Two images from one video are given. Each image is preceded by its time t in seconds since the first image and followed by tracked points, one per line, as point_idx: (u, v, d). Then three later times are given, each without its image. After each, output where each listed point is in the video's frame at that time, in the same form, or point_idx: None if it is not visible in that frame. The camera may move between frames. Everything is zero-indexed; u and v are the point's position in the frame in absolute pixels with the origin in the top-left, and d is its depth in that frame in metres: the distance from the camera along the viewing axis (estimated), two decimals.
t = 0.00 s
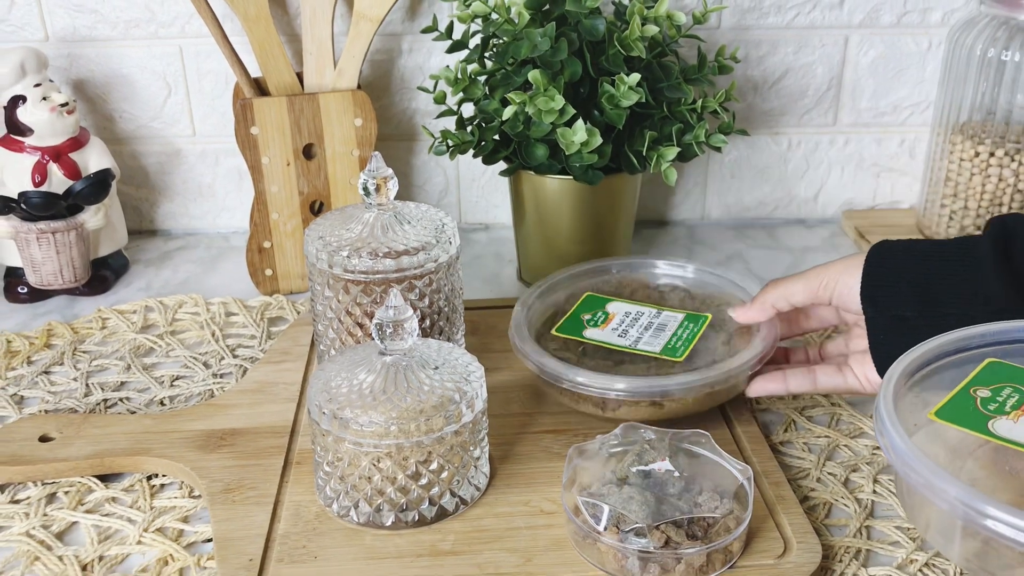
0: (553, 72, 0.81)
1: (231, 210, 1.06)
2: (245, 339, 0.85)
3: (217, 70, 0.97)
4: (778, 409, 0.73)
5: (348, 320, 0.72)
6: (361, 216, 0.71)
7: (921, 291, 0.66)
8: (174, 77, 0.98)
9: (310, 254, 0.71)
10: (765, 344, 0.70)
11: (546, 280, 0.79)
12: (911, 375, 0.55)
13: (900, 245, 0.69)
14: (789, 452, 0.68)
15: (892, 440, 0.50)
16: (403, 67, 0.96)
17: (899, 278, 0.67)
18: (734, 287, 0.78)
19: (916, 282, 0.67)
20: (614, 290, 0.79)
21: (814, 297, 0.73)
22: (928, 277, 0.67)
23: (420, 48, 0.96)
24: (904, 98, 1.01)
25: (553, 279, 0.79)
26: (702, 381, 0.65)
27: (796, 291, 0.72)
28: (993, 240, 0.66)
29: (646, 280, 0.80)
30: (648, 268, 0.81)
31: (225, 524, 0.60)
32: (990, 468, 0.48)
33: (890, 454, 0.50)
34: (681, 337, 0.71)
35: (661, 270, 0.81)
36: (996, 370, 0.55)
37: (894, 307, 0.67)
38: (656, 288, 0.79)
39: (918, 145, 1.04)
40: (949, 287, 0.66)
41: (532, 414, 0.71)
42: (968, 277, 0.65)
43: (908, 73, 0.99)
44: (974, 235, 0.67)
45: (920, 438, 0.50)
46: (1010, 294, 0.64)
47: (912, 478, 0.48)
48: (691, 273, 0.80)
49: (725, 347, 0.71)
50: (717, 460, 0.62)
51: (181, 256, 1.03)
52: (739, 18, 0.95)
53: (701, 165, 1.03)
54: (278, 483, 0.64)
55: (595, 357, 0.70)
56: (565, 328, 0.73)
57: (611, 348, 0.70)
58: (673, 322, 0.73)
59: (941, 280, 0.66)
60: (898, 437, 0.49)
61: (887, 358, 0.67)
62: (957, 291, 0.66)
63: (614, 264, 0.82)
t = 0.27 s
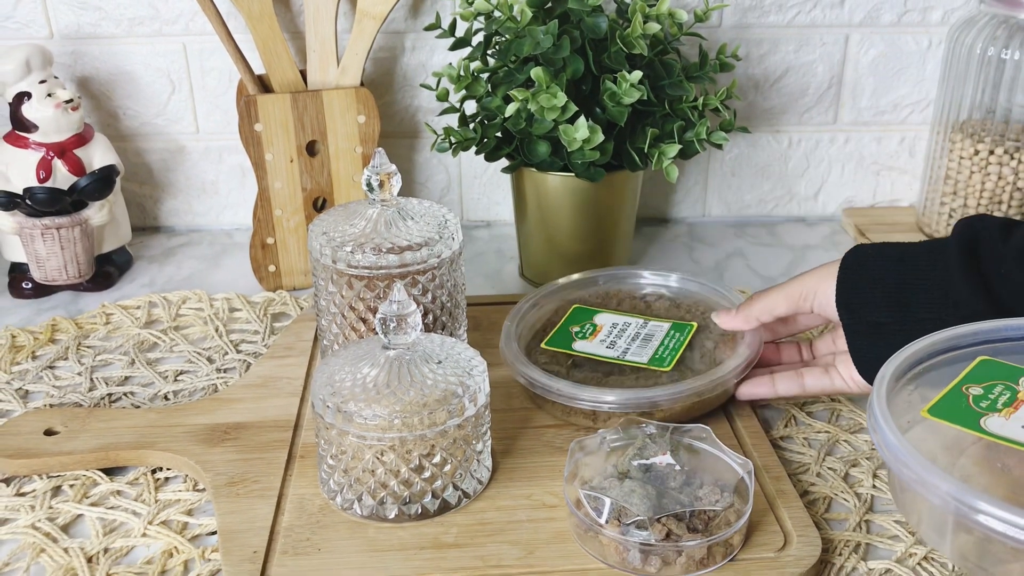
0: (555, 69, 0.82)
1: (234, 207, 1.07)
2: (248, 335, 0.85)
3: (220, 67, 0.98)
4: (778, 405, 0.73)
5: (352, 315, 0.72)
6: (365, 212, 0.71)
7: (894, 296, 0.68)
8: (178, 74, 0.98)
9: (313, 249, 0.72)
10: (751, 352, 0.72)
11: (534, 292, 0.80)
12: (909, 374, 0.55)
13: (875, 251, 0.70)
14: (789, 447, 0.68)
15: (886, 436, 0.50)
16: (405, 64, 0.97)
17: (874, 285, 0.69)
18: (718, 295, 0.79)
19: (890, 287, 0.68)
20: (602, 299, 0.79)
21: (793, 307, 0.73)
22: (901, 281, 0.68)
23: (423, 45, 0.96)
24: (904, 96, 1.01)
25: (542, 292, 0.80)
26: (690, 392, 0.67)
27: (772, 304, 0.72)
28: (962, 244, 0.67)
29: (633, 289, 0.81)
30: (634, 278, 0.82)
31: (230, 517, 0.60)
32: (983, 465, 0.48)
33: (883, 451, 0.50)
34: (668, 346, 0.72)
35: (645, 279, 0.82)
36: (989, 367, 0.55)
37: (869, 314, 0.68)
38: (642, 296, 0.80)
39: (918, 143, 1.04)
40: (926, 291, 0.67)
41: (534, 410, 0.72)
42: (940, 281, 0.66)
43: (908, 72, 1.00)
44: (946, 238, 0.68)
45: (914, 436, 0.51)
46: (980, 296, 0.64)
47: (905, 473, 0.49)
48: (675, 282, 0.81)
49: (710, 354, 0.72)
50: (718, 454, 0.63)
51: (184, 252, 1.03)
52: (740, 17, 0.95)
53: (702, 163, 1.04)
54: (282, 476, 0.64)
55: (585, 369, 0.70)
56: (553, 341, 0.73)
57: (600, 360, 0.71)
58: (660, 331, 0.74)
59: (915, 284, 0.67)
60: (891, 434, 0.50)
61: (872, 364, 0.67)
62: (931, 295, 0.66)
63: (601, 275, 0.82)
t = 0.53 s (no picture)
0: (555, 70, 0.82)
1: (235, 207, 1.07)
2: (250, 334, 0.85)
3: (222, 68, 0.99)
4: (777, 404, 0.74)
5: (353, 314, 0.73)
6: (366, 211, 0.72)
7: (882, 296, 0.68)
8: (180, 75, 0.99)
9: (315, 249, 0.72)
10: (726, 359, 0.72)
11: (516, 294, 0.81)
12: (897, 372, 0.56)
13: (864, 249, 0.70)
14: (788, 445, 0.69)
15: (875, 434, 0.51)
16: (406, 65, 0.97)
17: (865, 286, 0.69)
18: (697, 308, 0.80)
19: (878, 287, 0.69)
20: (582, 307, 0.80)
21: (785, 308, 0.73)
22: (891, 279, 0.68)
23: (424, 46, 0.97)
24: (903, 97, 1.02)
25: (523, 295, 0.81)
26: (665, 397, 0.67)
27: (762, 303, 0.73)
28: (949, 241, 0.67)
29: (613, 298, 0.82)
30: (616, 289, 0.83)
31: (233, 514, 0.61)
32: (971, 460, 0.48)
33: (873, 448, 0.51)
34: (646, 353, 0.73)
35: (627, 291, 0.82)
36: (976, 365, 0.56)
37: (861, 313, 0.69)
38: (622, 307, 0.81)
39: (917, 144, 1.05)
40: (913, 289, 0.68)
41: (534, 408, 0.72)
42: (928, 279, 0.67)
43: (907, 72, 1.00)
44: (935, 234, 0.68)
45: (903, 431, 0.51)
46: (971, 296, 0.65)
47: (895, 469, 0.49)
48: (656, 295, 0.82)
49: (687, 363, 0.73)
50: (716, 452, 0.63)
51: (186, 252, 1.04)
52: (740, 18, 0.96)
53: (701, 163, 1.04)
54: (284, 474, 0.65)
55: (563, 371, 0.71)
56: (532, 342, 0.74)
57: (579, 363, 0.71)
58: (637, 339, 0.74)
59: (903, 282, 0.68)
60: (880, 432, 0.51)
61: (866, 363, 0.69)
62: (921, 295, 0.67)
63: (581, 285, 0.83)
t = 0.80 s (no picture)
0: (556, 74, 0.83)
1: (238, 210, 1.08)
2: (252, 336, 0.86)
3: (225, 71, 0.99)
4: (776, 405, 0.74)
5: (356, 316, 0.73)
6: (369, 214, 0.73)
7: None
8: (183, 78, 0.99)
9: (318, 251, 0.73)
10: (725, 361, 0.72)
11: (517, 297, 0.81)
12: (875, 369, 0.56)
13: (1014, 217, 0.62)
14: (787, 446, 0.69)
15: (857, 427, 0.52)
16: (408, 69, 0.98)
17: (1007, 252, 0.62)
18: (695, 310, 0.80)
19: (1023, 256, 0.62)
20: (582, 310, 0.81)
21: (927, 261, 0.66)
22: None
23: (425, 50, 0.97)
24: (901, 101, 1.02)
25: (524, 297, 0.81)
26: (665, 399, 0.68)
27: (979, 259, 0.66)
28: None
29: (613, 301, 0.82)
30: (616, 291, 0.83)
31: (236, 514, 0.61)
32: (952, 451, 0.49)
33: (854, 441, 0.52)
34: (646, 355, 0.73)
35: (626, 293, 0.83)
36: (954, 366, 0.56)
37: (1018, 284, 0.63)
38: (622, 310, 0.81)
39: (915, 147, 1.05)
40: None
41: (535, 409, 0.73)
42: None
43: (905, 76, 1.01)
44: None
45: (884, 425, 0.52)
46: None
47: (878, 461, 0.50)
48: (656, 297, 0.82)
49: (686, 366, 0.73)
50: (715, 452, 0.64)
51: (189, 254, 1.04)
52: (739, 22, 0.96)
53: (701, 166, 1.05)
54: (287, 475, 0.65)
55: (564, 373, 0.72)
56: (533, 344, 0.74)
57: (579, 364, 0.72)
58: (637, 341, 0.75)
59: None
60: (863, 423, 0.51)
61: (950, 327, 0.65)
62: None
63: (581, 287, 0.83)
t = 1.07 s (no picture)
0: (558, 81, 0.83)
1: (240, 215, 1.08)
2: (256, 341, 0.86)
3: (229, 78, 1.00)
4: (776, 410, 0.75)
5: (358, 322, 0.73)
6: (371, 220, 0.73)
7: None
8: (186, 85, 1.00)
9: (321, 257, 0.73)
10: (725, 367, 0.73)
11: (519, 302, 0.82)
12: (897, 338, 0.63)
13: None
14: (787, 451, 0.70)
15: (885, 387, 0.59)
16: (411, 75, 0.98)
17: None
18: (696, 315, 0.80)
19: None
20: (584, 316, 0.81)
21: None
22: None
23: (428, 57, 0.98)
24: (901, 107, 1.03)
25: (526, 303, 0.82)
26: (667, 405, 0.68)
27: None
28: None
29: (614, 307, 0.83)
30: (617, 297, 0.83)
31: (240, 518, 0.62)
32: (973, 406, 0.55)
33: (884, 400, 0.59)
34: (647, 361, 0.73)
35: (628, 299, 0.83)
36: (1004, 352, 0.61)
37: None
38: (623, 315, 0.81)
39: (915, 153, 1.06)
40: None
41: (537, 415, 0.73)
42: None
43: (905, 83, 1.01)
44: None
45: (913, 383, 0.58)
46: None
47: (909, 413, 0.57)
48: (657, 303, 0.83)
49: (687, 371, 0.73)
50: (716, 458, 0.64)
51: (192, 259, 1.05)
52: (740, 29, 0.97)
53: (702, 171, 1.05)
54: (290, 479, 0.66)
55: (565, 378, 0.72)
56: (534, 349, 0.75)
57: (580, 370, 0.72)
58: (639, 347, 0.75)
59: None
60: (892, 381, 0.58)
61: None
62: None
63: (582, 293, 0.84)
